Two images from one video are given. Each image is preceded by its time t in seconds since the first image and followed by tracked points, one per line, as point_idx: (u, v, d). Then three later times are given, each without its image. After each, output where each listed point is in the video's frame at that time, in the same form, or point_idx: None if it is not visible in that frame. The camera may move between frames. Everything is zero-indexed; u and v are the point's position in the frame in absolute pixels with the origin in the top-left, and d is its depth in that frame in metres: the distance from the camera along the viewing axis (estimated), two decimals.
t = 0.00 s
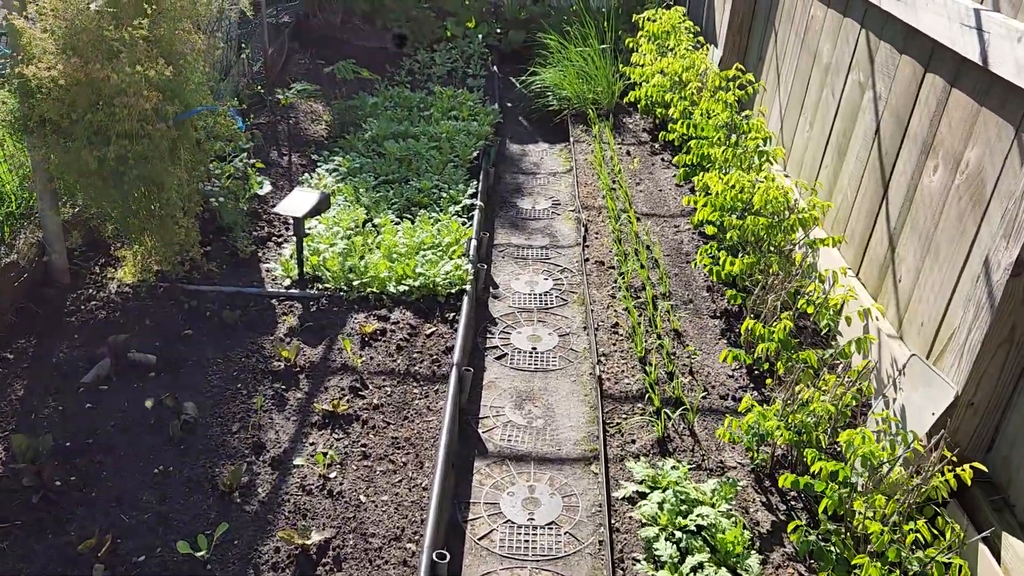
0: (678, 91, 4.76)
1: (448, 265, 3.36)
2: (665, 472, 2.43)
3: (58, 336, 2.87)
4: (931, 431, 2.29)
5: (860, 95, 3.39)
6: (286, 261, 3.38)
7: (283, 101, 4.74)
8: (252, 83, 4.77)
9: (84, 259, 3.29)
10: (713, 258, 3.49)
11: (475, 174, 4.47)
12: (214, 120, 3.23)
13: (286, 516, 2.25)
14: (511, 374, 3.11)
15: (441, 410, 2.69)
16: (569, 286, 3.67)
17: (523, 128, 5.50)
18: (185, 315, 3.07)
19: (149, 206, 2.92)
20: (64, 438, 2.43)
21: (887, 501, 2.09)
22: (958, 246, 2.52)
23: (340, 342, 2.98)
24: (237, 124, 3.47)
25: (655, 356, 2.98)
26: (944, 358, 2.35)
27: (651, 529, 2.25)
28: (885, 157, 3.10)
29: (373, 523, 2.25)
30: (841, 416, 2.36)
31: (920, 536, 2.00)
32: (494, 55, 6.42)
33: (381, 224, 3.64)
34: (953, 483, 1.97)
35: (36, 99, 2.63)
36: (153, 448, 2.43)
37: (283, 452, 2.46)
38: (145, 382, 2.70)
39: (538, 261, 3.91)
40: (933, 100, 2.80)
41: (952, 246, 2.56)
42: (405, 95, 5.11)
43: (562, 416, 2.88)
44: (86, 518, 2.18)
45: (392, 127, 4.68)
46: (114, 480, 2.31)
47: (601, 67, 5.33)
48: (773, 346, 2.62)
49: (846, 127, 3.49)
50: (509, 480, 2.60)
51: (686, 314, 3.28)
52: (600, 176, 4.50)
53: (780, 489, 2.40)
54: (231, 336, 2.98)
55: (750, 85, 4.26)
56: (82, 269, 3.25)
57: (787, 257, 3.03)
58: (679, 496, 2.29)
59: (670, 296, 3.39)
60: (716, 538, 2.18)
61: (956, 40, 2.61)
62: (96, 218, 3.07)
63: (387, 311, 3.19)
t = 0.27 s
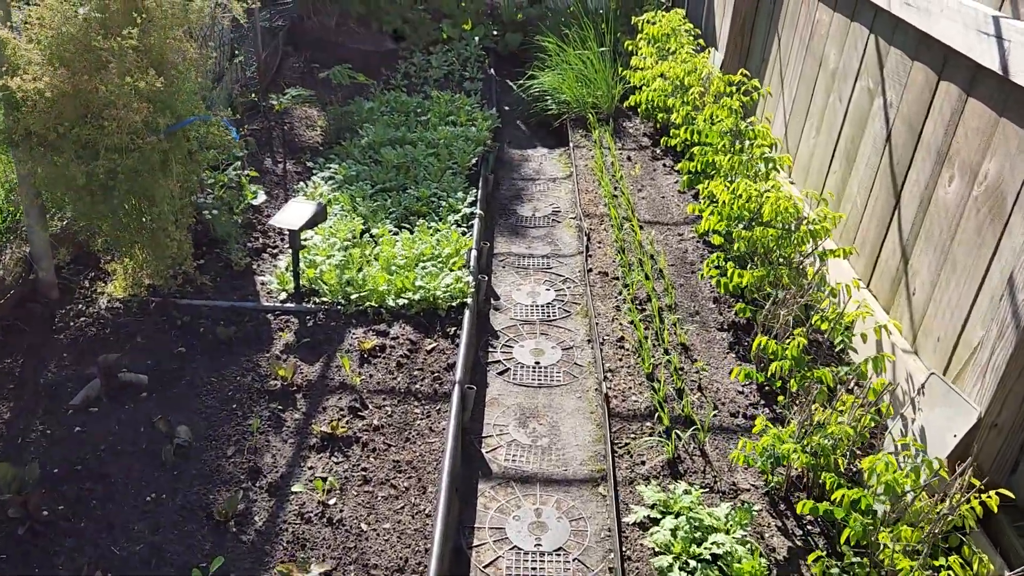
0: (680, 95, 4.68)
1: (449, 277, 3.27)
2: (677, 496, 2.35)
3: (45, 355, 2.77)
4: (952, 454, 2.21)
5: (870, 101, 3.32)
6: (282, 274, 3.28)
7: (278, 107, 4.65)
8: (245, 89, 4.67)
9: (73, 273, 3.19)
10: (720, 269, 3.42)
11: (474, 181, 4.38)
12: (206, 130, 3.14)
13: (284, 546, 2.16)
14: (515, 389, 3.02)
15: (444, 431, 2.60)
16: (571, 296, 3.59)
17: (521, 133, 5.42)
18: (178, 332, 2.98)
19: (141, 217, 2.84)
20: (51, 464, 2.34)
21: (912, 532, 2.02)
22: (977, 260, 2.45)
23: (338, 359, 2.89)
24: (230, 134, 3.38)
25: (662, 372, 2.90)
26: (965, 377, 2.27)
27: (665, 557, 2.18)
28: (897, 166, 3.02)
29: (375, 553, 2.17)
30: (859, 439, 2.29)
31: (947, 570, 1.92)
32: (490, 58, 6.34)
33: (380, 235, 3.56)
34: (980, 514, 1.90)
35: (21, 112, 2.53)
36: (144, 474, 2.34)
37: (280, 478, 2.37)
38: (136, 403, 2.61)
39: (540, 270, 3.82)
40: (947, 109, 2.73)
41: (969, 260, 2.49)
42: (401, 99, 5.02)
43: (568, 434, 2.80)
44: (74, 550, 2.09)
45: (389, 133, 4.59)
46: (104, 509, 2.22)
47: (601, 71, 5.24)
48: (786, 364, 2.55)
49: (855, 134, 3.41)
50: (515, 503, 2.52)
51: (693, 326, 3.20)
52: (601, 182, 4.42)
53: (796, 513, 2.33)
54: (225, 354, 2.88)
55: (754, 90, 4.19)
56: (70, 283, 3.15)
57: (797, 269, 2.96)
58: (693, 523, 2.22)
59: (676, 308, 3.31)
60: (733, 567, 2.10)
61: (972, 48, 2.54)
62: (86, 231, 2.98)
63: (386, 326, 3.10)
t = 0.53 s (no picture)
0: (685, 98, 4.62)
1: (452, 286, 3.21)
2: (689, 513, 2.29)
3: (40, 368, 2.70)
4: (973, 470, 2.15)
5: (881, 105, 3.26)
6: (282, 283, 3.22)
7: (277, 110, 4.59)
8: (243, 92, 4.61)
9: (68, 282, 3.13)
10: (729, 276, 3.36)
11: (477, 186, 4.32)
12: (203, 135, 3.08)
13: (286, 567, 2.09)
14: (520, 401, 2.96)
15: (449, 445, 2.54)
16: (576, 304, 3.53)
17: (523, 136, 5.37)
18: (176, 343, 2.91)
19: (138, 226, 2.78)
20: (46, 482, 2.27)
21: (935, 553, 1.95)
22: (995, 270, 2.39)
23: (340, 371, 2.83)
24: (229, 140, 3.31)
25: (671, 383, 2.83)
26: (985, 391, 2.21)
27: None
28: (910, 172, 2.96)
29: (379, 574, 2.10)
30: (877, 455, 2.23)
31: None
32: (491, 60, 6.28)
33: (381, 242, 3.50)
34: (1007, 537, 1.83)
35: (14, 120, 2.41)
36: (142, 492, 2.27)
37: (281, 495, 2.31)
38: (133, 417, 2.54)
39: (544, 277, 3.76)
40: (963, 114, 2.67)
41: (987, 270, 2.42)
42: (402, 103, 4.96)
43: (575, 447, 2.74)
44: (70, 573, 2.02)
45: (389, 137, 4.53)
46: (101, 529, 2.15)
47: (604, 73, 5.18)
48: (800, 376, 2.49)
49: (866, 139, 3.35)
50: (522, 519, 2.46)
51: (701, 335, 3.14)
52: (605, 187, 4.36)
53: (812, 531, 2.27)
54: (225, 365, 2.82)
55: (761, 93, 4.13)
56: (66, 293, 3.08)
57: (808, 278, 2.90)
58: (705, 542, 2.16)
59: (683, 316, 3.25)
60: None
61: (988, 52, 2.48)
62: (82, 240, 2.92)
63: (389, 335, 3.04)
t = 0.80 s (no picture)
0: (692, 100, 4.57)
1: (456, 291, 3.16)
2: (699, 527, 2.22)
3: (37, 375, 2.66)
4: (992, 485, 2.09)
5: (893, 108, 3.20)
6: (283, 288, 3.17)
7: (279, 112, 4.55)
8: (245, 94, 4.56)
9: (66, 288, 3.09)
10: (737, 282, 3.31)
11: (481, 189, 4.28)
12: (202, 137, 3.03)
13: None
14: (526, 410, 2.91)
15: (453, 456, 2.49)
16: (582, 310, 3.48)
17: (528, 138, 5.32)
18: (176, 349, 2.86)
19: (138, 230, 2.73)
20: (41, 494, 2.22)
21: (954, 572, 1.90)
22: (1013, 279, 2.33)
23: (342, 379, 2.78)
24: (230, 142, 3.25)
25: (680, 392, 2.78)
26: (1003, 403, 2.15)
27: None
28: (923, 177, 2.91)
29: None
30: (893, 469, 2.17)
31: None
32: (495, 61, 6.23)
33: (384, 247, 3.44)
34: None
35: (8, 121, 2.39)
36: (139, 504, 2.21)
37: (282, 507, 2.25)
38: (131, 426, 2.49)
39: (549, 282, 3.71)
40: (979, 118, 2.61)
41: (1004, 278, 2.37)
42: (405, 104, 4.91)
43: (582, 457, 2.69)
44: None
45: (393, 139, 4.48)
46: (97, 542, 2.10)
47: (609, 75, 5.13)
48: (813, 386, 2.43)
49: (878, 142, 3.29)
50: (527, 532, 2.40)
51: (709, 343, 3.08)
52: (611, 191, 4.31)
53: (824, 546, 2.21)
54: (225, 373, 2.77)
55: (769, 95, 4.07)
56: (64, 298, 3.04)
57: (819, 284, 2.85)
58: (716, 558, 2.09)
59: (691, 323, 3.20)
60: None
61: (1006, 54, 2.42)
62: (80, 243, 2.87)
63: (392, 342, 2.99)
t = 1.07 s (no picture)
0: (699, 104, 4.48)
1: (456, 301, 3.09)
2: (704, 551, 2.14)
3: (25, 386, 2.59)
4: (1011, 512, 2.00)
5: (906, 114, 3.11)
6: (280, 296, 3.10)
7: (279, 114, 4.48)
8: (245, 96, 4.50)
9: (58, 295, 3.02)
10: (745, 293, 3.23)
11: (484, 194, 4.20)
12: (198, 142, 2.96)
13: None
14: (527, 423, 2.83)
15: (450, 473, 2.41)
16: (586, 320, 3.40)
17: (532, 142, 5.24)
18: (168, 360, 2.80)
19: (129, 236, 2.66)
20: (25, 511, 2.15)
21: None
22: None
23: (337, 392, 2.70)
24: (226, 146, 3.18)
25: (685, 407, 2.70)
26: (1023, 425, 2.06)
27: None
28: (938, 186, 2.82)
29: None
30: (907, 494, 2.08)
31: None
32: (500, 62, 6.15)
33: (384, 254, 3.37)
34: None
35: None
36: (125, 523, 2.14)
37: (272, 527, 2.18)
38: (120, 440, 2.42)
39: (552, 291, 3.64)
40: (996, 126, 2.52)
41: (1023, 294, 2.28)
42: (408, 106, 4.83)
43: (584, 474, 2.61)
44: None
45: (395, 142, 4.41)
46: (81, 562, 2.02)
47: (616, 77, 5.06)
48: (823, 404, 2.34)
49: (891, 149, 3.20)
50: (526, 553, 2.32)
51: (716, 355, 3.00)
52: (616, 197, 4.23)
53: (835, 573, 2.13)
54: (218, 385, 2.70)
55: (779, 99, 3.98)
56: (55, 306, 2.97)
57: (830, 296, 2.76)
58: None
59: (698, 334, 3.11)
60: None
61: None
62: (72, 250, 2.80)
63: (390, 353, 2.91)
